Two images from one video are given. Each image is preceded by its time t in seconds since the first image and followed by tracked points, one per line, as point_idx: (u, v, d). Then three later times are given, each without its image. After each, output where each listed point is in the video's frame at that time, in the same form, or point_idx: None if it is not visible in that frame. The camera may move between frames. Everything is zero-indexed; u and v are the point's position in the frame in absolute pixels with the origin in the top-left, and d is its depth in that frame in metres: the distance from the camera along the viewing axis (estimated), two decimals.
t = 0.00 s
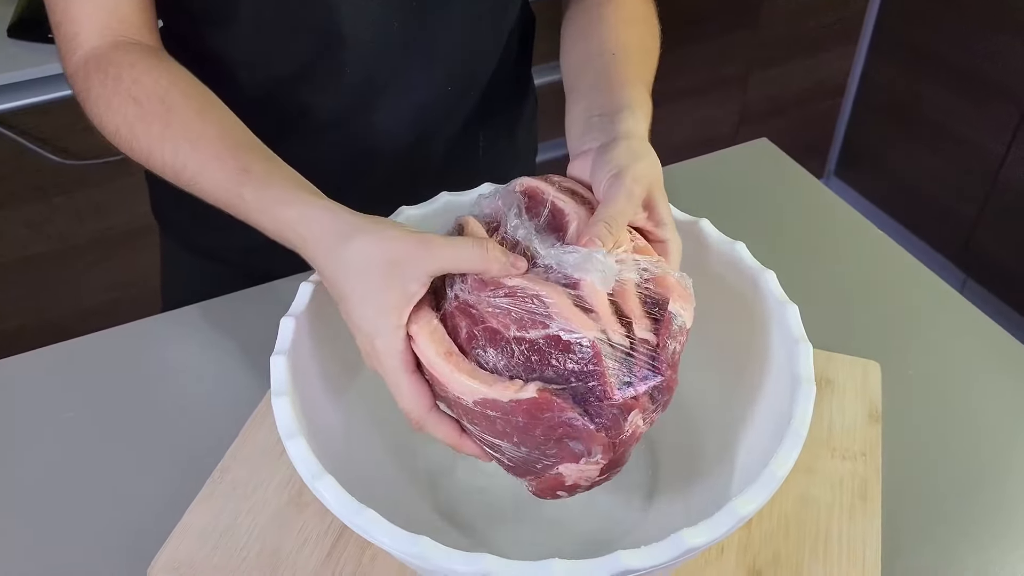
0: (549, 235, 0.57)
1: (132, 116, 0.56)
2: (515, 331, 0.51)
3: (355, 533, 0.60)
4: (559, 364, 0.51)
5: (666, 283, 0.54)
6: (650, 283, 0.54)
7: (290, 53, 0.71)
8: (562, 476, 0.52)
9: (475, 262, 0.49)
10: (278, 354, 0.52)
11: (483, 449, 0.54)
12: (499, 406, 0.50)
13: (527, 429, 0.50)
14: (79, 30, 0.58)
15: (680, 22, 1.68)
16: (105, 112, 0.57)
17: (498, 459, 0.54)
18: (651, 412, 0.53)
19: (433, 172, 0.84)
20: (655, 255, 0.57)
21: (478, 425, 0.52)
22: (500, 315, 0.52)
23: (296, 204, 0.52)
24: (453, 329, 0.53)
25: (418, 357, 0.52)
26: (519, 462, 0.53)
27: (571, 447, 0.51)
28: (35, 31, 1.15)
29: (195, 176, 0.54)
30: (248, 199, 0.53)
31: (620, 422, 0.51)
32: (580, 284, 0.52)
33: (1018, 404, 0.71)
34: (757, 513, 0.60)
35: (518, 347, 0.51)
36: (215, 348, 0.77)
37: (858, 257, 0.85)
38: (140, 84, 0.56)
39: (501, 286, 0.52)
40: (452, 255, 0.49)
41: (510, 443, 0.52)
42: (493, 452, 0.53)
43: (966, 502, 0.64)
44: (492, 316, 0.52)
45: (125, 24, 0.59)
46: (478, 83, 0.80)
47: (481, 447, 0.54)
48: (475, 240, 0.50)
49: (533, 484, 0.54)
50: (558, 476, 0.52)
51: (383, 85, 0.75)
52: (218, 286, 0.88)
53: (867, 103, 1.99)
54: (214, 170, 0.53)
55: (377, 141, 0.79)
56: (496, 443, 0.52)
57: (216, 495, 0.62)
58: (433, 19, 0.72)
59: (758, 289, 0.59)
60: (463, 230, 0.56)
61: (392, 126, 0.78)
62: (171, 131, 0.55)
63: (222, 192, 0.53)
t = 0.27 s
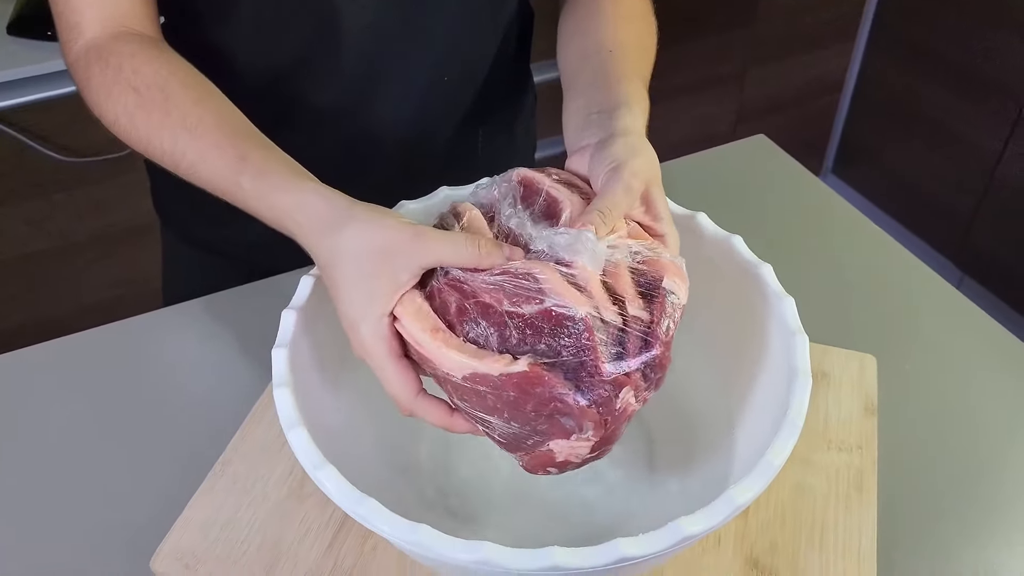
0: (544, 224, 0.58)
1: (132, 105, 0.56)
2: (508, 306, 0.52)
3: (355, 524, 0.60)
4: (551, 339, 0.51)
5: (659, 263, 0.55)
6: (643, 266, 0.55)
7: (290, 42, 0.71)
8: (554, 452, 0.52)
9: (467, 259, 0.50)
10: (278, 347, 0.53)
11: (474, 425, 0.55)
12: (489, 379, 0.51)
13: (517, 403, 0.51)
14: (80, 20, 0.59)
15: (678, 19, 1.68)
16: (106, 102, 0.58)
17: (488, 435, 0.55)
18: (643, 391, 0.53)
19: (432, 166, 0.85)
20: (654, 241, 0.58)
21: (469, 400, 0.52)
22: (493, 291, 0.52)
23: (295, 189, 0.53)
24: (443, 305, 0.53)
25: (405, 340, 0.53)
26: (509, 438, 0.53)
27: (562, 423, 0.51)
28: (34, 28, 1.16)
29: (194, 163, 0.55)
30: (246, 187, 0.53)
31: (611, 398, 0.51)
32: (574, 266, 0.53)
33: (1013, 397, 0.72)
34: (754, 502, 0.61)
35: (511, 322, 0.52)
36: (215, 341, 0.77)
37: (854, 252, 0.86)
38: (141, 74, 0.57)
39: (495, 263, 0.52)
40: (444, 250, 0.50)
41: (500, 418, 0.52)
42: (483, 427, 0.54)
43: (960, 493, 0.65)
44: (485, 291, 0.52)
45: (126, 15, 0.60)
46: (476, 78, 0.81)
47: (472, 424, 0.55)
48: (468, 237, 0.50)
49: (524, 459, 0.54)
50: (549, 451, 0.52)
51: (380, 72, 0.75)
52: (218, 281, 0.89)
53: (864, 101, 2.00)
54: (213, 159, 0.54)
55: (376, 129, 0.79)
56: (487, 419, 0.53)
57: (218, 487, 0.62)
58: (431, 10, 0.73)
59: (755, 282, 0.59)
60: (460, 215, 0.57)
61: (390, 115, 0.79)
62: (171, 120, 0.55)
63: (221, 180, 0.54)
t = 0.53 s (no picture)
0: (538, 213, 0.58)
1: (136, 100, 0.57)
2: (501, 306, 0.53)
3: (355, 510, 0.61)
4: (544, 335, 0.52)
5: (656, 252, 0.56)
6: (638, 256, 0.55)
7: (291, 38, 0.72)
8: (553, 444, 0.53)
9: (465, 258, 0.50)
10: (279, 335, 0.53)
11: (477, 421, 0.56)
12: (485, 379, 0.52)
13: (511, 401, 0.52)
14: (86, 15, 0.60)
15: (675, 17, 1.69)
16: (110, 97, 0.58)
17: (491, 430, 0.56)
18: (638, 380, 0.54)
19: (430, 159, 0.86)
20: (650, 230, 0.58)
21: (469, 398, 0.53)
22: (486, 290, 0.53)
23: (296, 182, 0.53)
24: (441, 307, 0.54)
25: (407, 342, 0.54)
26: (511, 433, 0.54)
27: (559, 417, 0.52)
28: (36, 26, 1.16)
29: (197, 158, 0.56)
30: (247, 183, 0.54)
31: (606, 389, 0.52)
32: (566, 252, 0.54)
33: (1003, 387, 0.73)
34: (747, 489, 0.61)
35: (505, 321, 0.53)
36: (216, 333, 0.78)
37: (848, 245, 0.87)
38: (146, 69, 0.57)
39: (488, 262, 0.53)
40: (438, 246, 0.50)
41: (499, 415, 0.53)
42: (485, 424, 0.55)
43: (952, 480, 0.66)
44: (479, 291, 0.53)
45: (132, 11, 0.60)
46: (474, 72, 0.82)
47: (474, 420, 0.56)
48: (467, 236, 0.50)
49: (526, 451, 0.55)
50: (549, 443, 0.53)
51: (379, 67, 0.76)
52: (219, 275, 0.90)
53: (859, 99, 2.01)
54: (214, 155, 0.55)
55: (376, 126, 0.80)
56: (487, 416, 0.54)
57: (219, 474, 0.63)
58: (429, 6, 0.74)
59: (749, 273, 0.60)
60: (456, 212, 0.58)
61: (389, 110, 0.80)
62: (175, 115, 0.56)
63: (223, 173, 0.55)
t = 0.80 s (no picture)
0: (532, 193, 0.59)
1: (138, 86, 0.59)
2: (501, 283, 0.54)
3: (357, 491, 0.62)
4: (541, 315, 0.53)
5: (646, 255, 0.57)
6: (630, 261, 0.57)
7: (292, 27, 0.74)
8: (536, 425, 0.54)
9: (457, 228, 0.52)
10: (283, 318, 0.55)
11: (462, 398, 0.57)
12: (482, 352, 0.53)
13: (507, 374, 0.53)
14: (90, 5, 0.61)
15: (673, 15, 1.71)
16: (112, 84, 0.60)
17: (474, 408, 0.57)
18: (624, 370, 0.55)
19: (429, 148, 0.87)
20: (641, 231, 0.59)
21: (460, 371, 0.54)
22: (486, 266, 0.54)
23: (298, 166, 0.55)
24: (438, 280, 0.55)
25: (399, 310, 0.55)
26: (497, 410, 0.55)
27: (548, 397, 0.53)
28: (37, 22, 1.18)
29: (196, 138, 0.57)
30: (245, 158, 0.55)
31: (594, 376, 0.53)
32: (562, 242, 0.55)
33: (993, 374, 0.74)
34: (741, 472, 0.63)
35: (504, 298, 0.54)
36: (219, 322, 0.79)
37: (842, 237, 0.88)
38: (146, 55, 0.59)
39: (490, 239, 0.54)
40: (434, 219, 0.51)
41: (490, 391, 0.54)
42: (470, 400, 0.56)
43: (942, 464, 0.67)
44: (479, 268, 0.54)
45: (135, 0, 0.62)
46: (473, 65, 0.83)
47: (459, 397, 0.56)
48: (462, 207, 0.52)
49: (507, 432, 0.56)
50: (533, 425, 0.54)
51: (380, 58, 0.78)
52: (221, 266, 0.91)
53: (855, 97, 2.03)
54: (215, 132, 0.56)
55: (379, 114, 0.82)
56: (477, 391, 0.54)
57: (223, 458, 0.64)
58: None
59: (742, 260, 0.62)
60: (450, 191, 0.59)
61: (391, 100, 0.81)
62: (175, 98, 0.57)
63: (224, 153, 0.56)
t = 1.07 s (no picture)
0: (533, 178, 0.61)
1: (142, 72, 0.60)
2: (507, 251, 0.55)
3: (359, 475, 0.64)
4: (543, 286, 0.55)
5: (642, 247, 0.59)
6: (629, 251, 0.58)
7: (298, 18, 0.75)
8: (529, 395, 0.56)
9: (456, 202, 0.54)
10: (288, 304, 0.56)
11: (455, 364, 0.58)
12: (488, 315, 0.54)
13: (508, 340, 0.54)
14: None
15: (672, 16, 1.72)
16: (119, 71, 0.61)
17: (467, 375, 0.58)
18: (615, 349, 0.57)
19: (432, 144, 0.89)
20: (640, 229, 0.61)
21: (460, 334, 0.55)
22: (492, 234, 0.56)
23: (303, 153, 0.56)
24: (443, 246, 0.56)
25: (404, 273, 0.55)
26: (491, 377, 0.56)
27: (543, 367, 0.55)
28: (44, 21, 1.19)
29: (201, 119, 0.58)
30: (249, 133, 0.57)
31: (588, 352, 0.56)
32: (567, 221, 0.57)
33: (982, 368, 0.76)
34: (734, 457, 0.64)
35: (508, 269, 0.56)
36: (224, 313, 0.81)
37: (834, 234, 0.90)
38: (151, 41, 0.60)
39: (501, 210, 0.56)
40: (435, 190, 0.53)
41: (488, 356, 0.55)
42: (465, 363, 0.57)
43: (932, 452, 0.69)
44: (484, 236, 0.56)
45: None
46: (474, 61, 0.85)
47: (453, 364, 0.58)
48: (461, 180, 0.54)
49: (496, 399, 0.58)
50: (527, 395, 0.56)
51: (382, 53, 0.80)
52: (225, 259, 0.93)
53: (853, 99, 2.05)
54: (218, 112, 0.58)
55: (381, 109, 0.84)
56: (475, 355, 0.56)
57: (227, 443, 0.66)
58: None
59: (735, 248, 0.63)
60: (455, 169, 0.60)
61: (392, 95, 0.83)
62: (179, 81, 0.59)
63: (228, 133, 0.58)
